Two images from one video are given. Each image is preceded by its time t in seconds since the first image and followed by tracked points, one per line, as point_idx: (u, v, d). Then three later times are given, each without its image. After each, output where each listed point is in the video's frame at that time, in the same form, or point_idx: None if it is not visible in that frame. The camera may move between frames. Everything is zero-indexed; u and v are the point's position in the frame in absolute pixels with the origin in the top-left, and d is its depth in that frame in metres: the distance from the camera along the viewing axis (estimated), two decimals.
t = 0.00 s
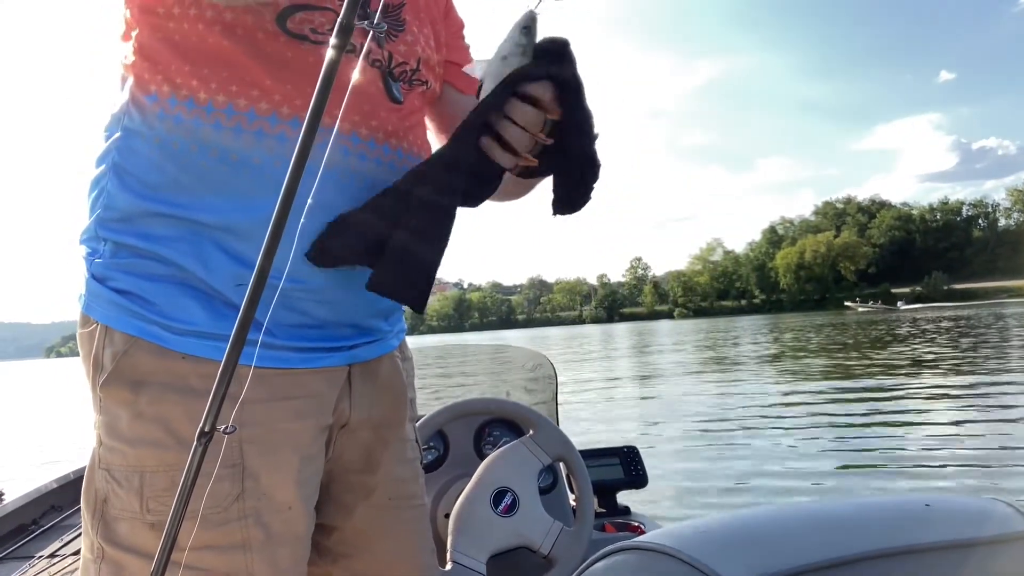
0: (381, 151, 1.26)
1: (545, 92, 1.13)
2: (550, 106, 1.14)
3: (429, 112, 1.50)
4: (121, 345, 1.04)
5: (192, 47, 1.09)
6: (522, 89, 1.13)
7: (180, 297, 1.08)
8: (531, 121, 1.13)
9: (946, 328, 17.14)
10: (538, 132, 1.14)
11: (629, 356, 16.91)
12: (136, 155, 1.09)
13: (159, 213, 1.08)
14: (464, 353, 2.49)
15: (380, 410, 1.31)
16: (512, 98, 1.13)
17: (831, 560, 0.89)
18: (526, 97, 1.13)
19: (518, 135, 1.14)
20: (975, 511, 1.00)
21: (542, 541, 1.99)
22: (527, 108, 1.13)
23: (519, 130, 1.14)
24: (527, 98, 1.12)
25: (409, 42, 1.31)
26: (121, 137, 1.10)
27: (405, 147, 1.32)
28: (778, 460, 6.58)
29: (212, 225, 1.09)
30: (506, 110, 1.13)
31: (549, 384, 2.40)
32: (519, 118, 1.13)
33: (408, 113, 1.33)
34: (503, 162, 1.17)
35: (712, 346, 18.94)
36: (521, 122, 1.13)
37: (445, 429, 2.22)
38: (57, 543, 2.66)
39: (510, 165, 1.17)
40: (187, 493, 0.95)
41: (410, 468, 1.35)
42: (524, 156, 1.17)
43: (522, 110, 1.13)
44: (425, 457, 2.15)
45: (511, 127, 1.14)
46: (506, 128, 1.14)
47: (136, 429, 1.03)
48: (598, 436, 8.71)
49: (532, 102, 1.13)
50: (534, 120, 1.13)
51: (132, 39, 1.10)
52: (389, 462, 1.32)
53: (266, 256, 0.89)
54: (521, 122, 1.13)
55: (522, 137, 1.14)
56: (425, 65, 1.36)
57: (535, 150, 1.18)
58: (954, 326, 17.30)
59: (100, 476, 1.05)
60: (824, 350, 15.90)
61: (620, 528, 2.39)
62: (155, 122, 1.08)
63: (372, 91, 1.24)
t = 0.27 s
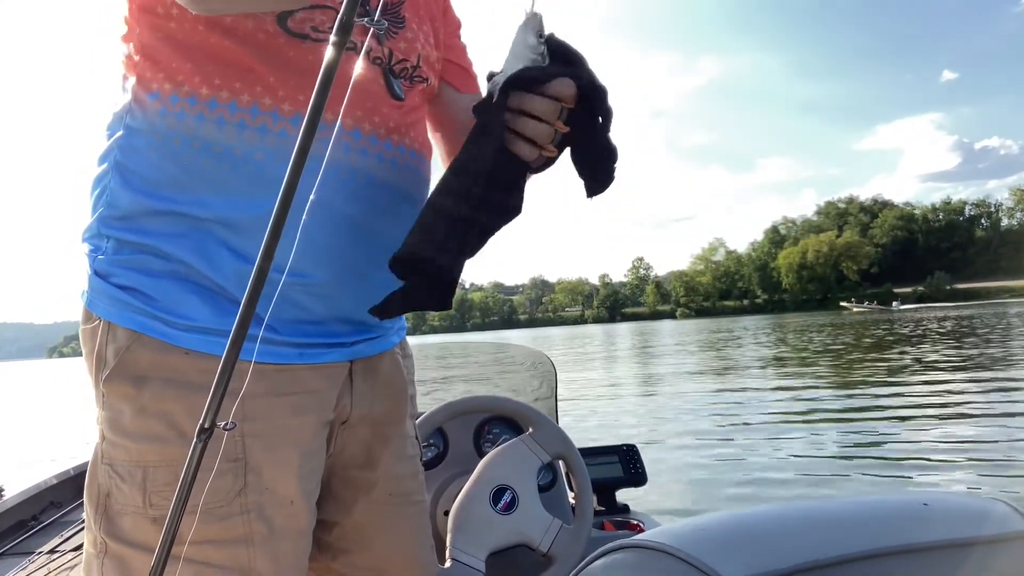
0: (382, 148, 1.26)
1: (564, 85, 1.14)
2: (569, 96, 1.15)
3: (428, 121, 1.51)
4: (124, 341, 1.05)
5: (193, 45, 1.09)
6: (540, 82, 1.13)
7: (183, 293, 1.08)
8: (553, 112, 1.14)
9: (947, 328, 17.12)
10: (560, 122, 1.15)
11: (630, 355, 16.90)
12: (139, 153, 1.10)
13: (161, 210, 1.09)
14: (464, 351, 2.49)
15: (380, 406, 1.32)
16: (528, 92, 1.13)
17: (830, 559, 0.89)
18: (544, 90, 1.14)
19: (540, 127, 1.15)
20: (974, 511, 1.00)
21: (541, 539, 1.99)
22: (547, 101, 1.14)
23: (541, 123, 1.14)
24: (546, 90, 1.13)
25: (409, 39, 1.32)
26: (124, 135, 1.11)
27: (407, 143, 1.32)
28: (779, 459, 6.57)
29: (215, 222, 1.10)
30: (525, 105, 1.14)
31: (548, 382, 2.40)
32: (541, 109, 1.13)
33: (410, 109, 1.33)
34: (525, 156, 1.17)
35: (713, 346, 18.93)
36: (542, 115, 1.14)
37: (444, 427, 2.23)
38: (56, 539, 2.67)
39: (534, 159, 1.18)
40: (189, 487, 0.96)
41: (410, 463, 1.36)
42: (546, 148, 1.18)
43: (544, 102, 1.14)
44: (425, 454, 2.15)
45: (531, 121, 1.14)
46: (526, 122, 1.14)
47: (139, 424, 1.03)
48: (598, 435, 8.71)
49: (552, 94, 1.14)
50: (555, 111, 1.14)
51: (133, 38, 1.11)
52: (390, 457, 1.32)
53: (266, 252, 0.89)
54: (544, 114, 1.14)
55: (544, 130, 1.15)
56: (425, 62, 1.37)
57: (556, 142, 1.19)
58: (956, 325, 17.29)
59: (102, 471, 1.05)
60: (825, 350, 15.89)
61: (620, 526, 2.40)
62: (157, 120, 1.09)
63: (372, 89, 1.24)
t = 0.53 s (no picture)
0: (385, 146, 1.27)
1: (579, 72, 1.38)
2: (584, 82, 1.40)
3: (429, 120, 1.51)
4: (128, 339, 1.06)
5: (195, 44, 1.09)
6: (561, 79, 1.36)
7: (186, 291, 1.09)
8: (578, 99, 1.38)
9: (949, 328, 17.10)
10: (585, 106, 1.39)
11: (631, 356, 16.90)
12: (142, 153, 1.10)
13: (164, 209, 1.09)
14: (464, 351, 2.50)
15: (382, 404, 1.32)
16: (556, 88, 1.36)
17: (831, 559, 0.89)
18: (565, 83, 1.37)
19: (573, 115, 1.38)
20: (973, 510, 1.00)
21: (541, 537, 1.99)
22: (573, 91, 1.37)
23: (571, 111, 1.38)
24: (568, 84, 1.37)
25: (410, 37, 1.32)
26: (126, 136, 1.11)
27: (410, 141, 1.33)
28: (780, 459, 6.57)
29: (219, 220, 1.10)
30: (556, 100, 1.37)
31: (547, 381, 2.40)
32: (571, 99, 1.37)
33: (412, 108, 1.34)
34: (559, 146, 1.38)
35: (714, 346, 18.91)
36: (571, 103, 1.37)
37: (444, 426, 2.23)
38: (56, 538, 2.67)
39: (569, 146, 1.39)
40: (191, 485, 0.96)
41: (411, 461, 1.36)
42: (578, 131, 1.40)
43: (570, 92, 1.37)
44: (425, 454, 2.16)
45: (564, 113, 1.37)
46: (559, 114, 1.37)
47: (143, 422, 1.04)
48: (599, 434, 8.71)
49: (573, 84, 1.38)
50: (579, 96, 1.38)
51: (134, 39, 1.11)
52: (392, 455, 1.33)
53: (268, 249, 0.89)
54: (573, 103, 1.37)
55: (575, 117, 1.38)
56: (426, 60, 1.37)
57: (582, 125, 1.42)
58: (958, 325, 17.26)
59: (106, 469, 1.06)
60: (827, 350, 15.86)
61: (620, 525, 2.40)
62: (160, 120, 1.09)
63: (375, 88, 1.24)
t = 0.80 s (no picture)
0: (386, 147, 1.27)
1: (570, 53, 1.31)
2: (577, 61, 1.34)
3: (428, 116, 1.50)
4: (130, 340, 1.06)
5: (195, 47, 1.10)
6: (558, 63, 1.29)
7: (188, 293, 1.09)
8: (576, 81, 1.32)
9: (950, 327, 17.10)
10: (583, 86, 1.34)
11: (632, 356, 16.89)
12: (143, 156, 1.11)
13: (166, 212, 1.10)
14: (465, 351, 2.50)
15: (384, 405, 1.32)
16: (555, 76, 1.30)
17: (832, 559, 0.89)
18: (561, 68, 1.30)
19: (571, 96, 1.33)
20: (974, 510, 1.01)
21: (542, 538, 1.99)
22: (569, 73, 1.31)
23: (569, 93, 1.33)
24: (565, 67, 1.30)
25: (410, 34, 1.32)
26: (127, 140, 1.12)
27: (410, 141, 1.33)
28: (781, 460, 6.56)
29: (220, 222, 1.11)
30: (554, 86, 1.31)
31: (547, 382, 2.41)
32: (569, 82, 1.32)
33: (413, 108, 1.34)
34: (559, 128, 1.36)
35: (715, 346, 18.90)
36: (570, 86, 1.32)
37: (444, 427, 2.24)
38: (57, 539, 2.68)
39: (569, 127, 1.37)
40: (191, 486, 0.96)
41: (412, 462, 1.37)
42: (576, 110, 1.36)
43: (567, 75, 1.31)
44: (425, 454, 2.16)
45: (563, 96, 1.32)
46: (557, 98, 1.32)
47: (146, 423, 1.04)
48: (600, 435, 8.71)
49: (568, 66, 1.32)
50: (575, 77, 1.32)
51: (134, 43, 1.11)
52: (393, 455, 1.33)
53: (268, 250, 0.90)
54: (571, 85, 1.32)
55: (572, 97, 1.34)
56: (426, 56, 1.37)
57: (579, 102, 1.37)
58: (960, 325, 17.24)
59: (109, 469, 1.06)
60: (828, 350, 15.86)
61: (620, 525, 2.40)
62: (161, 125, 1.10)
63: (374, 88, 1.24)
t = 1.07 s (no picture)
0: (383, 147, 1.27)
1: (552, 44, 1.34)
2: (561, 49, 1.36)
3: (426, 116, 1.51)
4: (132, 341, 1.06)
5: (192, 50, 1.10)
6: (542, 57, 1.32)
7: (188, 294, 1.09)
8: (563, 69, 1.34)
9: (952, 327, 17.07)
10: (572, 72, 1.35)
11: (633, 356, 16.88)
12: (141, 161, 1.11)
13: (165, 216, 1.10)
14: (466, 351, 2.50)
15: (384, 405, 1.32)
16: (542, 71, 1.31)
17: (831, 559, 0.90)
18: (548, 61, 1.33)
19: (561, 85, 1.35)
20: (974, 511, 1.00)
21: (542, 539, 1.99)
22: (556, 64, 1.33)
23: (558, 82, 1.34)
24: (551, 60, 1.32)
25: (404, 30, 1.33)
26: (126, 145, 1.12)
27: (407, 139, 1.33)
28: (782, 460, 6.56)
29: (219, 225, 1.11)
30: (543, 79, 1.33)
31: (548, 382, 2.41)
32: (557, 73, 1.33)
33: (410, 105, 1.34)
34: (556, 114, 1.37)
35: (717, 346, 18.88)
36: (559, 75, 1.34)
37: (445, 427, 2.24)
38: (58, 540, 2.68)
39: (566, 110, 1.38)
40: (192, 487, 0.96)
41: (413, 462, 1.37)
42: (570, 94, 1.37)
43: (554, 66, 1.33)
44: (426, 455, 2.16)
45: (552, 87, 1.34)
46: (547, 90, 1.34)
47: (148, 423, 1.04)
48: (601, 436, 8.71)
49: (553, 57, 1.34)
50: (562, 66, 1.34)
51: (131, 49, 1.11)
52: (394, 455, 1.33)
53: (267, 251, 0.90)
54: (559, 74, 1.34)
55: (563, 85, 1.36)
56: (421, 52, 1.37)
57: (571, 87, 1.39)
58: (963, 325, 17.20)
59: (111, 470, 1.06)
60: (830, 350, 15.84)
61: (621, 526, 2.40)
62: (158, 131, 1.10)
63: (370, 87, 1.24)
